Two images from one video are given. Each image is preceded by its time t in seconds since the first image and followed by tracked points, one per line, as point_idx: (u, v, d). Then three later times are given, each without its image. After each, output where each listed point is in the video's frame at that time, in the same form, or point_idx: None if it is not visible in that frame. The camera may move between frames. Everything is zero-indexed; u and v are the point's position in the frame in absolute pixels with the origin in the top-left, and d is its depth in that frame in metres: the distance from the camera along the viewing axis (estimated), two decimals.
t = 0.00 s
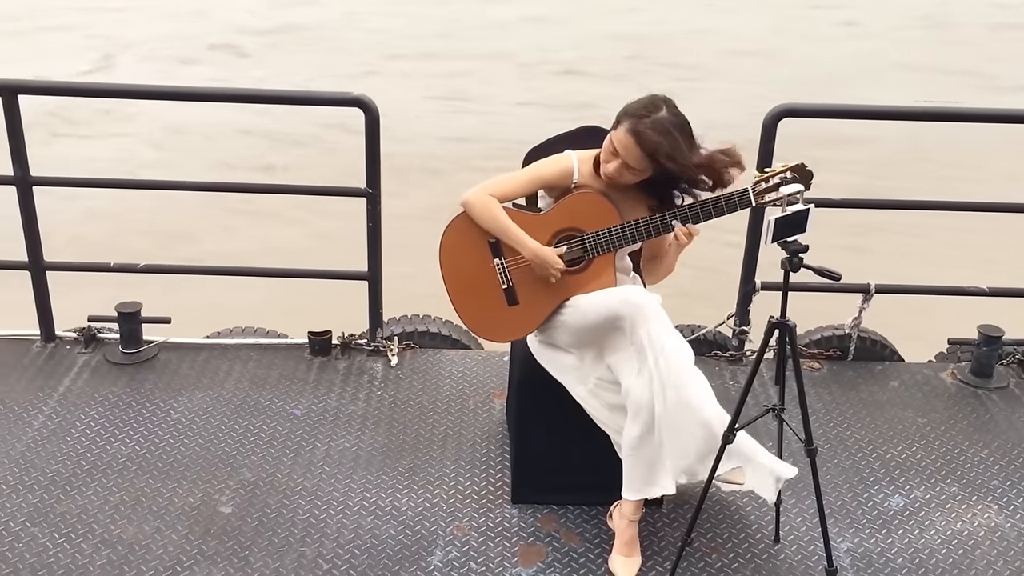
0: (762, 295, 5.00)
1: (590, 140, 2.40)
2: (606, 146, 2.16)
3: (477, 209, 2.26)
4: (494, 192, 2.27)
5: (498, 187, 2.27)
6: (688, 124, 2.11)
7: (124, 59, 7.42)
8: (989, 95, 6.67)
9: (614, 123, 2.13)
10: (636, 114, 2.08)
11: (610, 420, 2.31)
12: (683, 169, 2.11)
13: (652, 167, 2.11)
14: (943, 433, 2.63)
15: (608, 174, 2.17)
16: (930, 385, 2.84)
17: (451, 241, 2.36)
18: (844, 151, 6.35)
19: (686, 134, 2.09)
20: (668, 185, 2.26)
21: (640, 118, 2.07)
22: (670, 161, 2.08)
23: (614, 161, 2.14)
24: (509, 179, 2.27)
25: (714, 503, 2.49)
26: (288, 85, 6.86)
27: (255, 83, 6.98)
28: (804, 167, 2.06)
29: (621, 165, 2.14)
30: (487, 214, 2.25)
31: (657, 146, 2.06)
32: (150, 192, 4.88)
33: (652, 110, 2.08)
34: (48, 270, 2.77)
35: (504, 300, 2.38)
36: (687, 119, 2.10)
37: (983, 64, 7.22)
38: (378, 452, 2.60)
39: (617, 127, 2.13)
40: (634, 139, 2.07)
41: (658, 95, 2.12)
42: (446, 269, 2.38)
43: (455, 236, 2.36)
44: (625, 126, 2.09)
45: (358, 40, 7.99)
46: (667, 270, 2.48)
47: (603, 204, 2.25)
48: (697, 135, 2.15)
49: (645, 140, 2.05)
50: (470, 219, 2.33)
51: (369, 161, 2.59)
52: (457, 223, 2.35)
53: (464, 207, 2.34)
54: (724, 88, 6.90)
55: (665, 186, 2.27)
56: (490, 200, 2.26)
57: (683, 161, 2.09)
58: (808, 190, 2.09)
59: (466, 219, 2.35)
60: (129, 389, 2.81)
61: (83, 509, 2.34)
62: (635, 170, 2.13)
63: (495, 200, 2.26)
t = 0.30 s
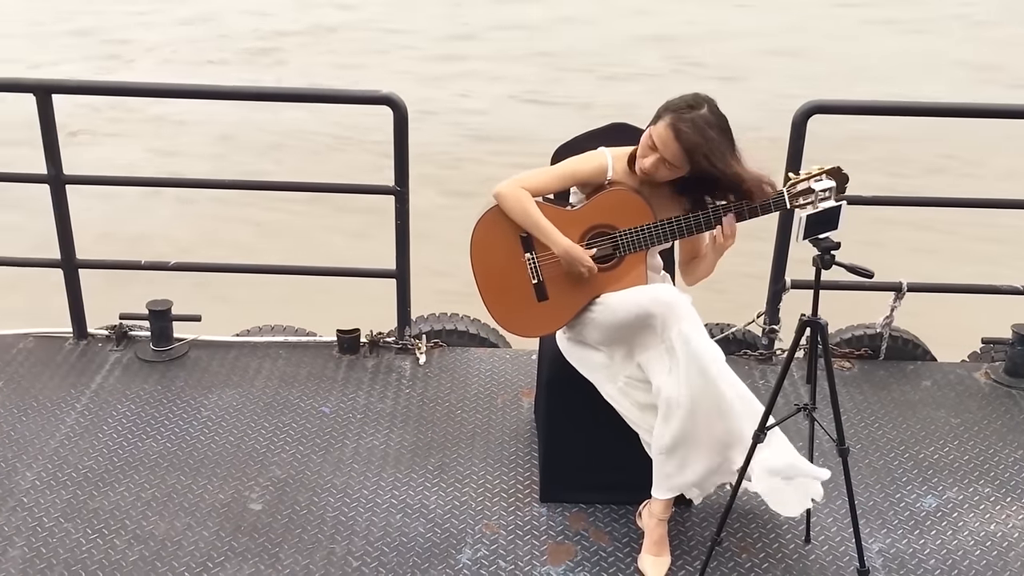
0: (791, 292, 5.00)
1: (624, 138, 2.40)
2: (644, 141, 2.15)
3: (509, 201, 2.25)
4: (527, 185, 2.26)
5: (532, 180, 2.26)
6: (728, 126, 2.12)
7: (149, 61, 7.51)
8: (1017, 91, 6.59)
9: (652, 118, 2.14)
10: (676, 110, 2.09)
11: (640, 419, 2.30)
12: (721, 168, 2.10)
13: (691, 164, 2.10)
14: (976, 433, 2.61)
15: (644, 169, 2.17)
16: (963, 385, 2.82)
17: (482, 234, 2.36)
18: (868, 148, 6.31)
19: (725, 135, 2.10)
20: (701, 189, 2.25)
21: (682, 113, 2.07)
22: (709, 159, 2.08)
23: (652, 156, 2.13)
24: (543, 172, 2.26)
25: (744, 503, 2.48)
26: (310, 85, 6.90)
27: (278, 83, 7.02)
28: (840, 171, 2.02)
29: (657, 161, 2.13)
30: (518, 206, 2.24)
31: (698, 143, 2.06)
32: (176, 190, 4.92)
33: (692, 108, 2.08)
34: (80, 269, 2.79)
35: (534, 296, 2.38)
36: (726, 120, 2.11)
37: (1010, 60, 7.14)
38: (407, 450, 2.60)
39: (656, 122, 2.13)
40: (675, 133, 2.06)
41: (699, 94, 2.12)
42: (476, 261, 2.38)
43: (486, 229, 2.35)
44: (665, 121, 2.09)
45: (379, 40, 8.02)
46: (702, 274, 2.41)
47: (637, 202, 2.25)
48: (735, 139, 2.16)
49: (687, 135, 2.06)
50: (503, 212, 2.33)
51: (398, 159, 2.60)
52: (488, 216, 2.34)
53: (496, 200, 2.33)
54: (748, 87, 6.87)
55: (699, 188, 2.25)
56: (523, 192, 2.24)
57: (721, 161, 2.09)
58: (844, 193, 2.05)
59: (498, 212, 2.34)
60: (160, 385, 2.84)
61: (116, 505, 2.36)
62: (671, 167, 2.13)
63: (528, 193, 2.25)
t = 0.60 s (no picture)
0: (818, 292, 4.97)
1: (647, 138, 2.39)
2: (671, 122, 2.14)
3: (532, 200, 2.25)
4: (549, 183, 2.26)
5: (554, 178, 2.26)
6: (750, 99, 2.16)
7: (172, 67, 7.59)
8: None
9: (675, 102, 2.15)
10: (701, 85, 2.11)
11: (665, 420, 2.30)
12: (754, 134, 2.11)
13: (726, 132, 2.10)
14: (1008, 435, 2.58)
15: (676, 148, 2.13)
16: (995, 385, 2.79)
17: (505, 236, 2.35)
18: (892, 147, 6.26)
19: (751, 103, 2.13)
20: (730, 173, 2.24)
21: (709, 82, 2.10)
22: (744, 123, 2.08)
23: (685, 133, 2.11)
24: (565, 171, 2.25)
25: (772, 504, 2.47)
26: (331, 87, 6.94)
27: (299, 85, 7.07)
28: (866, 165, 2.00)
29: (691, 136, 2.10)
30: (541, 206, 2.24)
31: (732, 105, 2.07)
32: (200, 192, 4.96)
33: (716, 81, 2.12)
34: (109, 269, 2.82)
35: (558, 298, 2.37)
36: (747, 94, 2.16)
37: None
38: (433, 450, 2.61)
39: (681, 102, 2.14)
40: (708, 98, 2.08)
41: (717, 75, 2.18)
42: (500, 264, 2.37)
43: (509, 230, 2.35)
44: (694, 94, 2.11)
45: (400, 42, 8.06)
46: (728, 270, 2.39)
47: (660, 200, 2.24)
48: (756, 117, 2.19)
49: (720, 98, 2.07)
50: (526, 213, 2.32)
51: (423, 160, 2.60)
52: (511, 218, 2.33)
53: (519, 201, 2.33)
54: (769, 86, 6.83)
55: (725, 176, 2.25)
56: (546, 191, 2.25)
57: (754, 125, 2.10)
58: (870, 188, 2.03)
59: (521, 214, 2.33)
60: (188, 385, 2.87)
61: (145, 504, 2.38)
62: (707, 139, 2.11)
63: (551, 192, 2.25)
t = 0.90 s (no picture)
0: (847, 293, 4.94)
1: (666, 140, 2.38)
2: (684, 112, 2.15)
3: (550, 203, 2.24)
4: (568, 187, 2.26)
5: (573, 182, 2.25)
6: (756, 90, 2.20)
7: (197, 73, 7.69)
8: None
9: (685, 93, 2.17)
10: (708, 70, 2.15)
11: (689, 423, 2.27)
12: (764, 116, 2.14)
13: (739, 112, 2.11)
14: None
15: (693, 132, 2.12)
16: None
17: (526, 241, 2.36)
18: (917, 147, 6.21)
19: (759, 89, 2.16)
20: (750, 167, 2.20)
21: (718, 66, 2.13)
22: (754, 103, 2.10)
23: (700, 116, 2.12)
24: (584, 174, 2.25)
25: (799, 507, 2.46)
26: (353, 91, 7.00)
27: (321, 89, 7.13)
28: (889, 160, 1.99)
29: (706, 118, 2.11)
30: (560, 210, 2.24)
31: (743, 85, 2.09)
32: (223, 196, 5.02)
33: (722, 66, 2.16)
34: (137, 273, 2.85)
35: (581, 302, 2.38)
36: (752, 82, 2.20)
37: None
38: (458, 452, 2.62)
39: (691, 91, 2.16)
40: (719, 76, 2.09)
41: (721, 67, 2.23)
42: (521, 269, 2.38)
43: (530, 236, 2.36)
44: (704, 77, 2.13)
45: (421, 46, 8.10)
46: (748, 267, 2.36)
47: (679, 200, 2.23)
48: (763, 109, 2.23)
49: (730, 76, 2.08)
50: (546, 218, 2.32)
51: (446, 164, 2.61)
52: (531, 223, 2.34)
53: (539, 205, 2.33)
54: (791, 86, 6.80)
55: (744, 173, 2.23)
56: (564, 195, 2.24)
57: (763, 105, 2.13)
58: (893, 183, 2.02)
59: (541, 219, 2.34)
60: (215, 387, 2.89)
61: (174, 505, 2.41)
62: (722, 118, 2.11)
63: (569, 196, 2.25)
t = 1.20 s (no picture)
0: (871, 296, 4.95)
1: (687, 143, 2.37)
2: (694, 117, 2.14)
3: (566, 211, 2.25)
4: (585, 196, 2.25)
5: (589, 191, 2.25)
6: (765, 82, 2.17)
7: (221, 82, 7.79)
8: None
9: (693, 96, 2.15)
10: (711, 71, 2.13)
11: (713, 426, 2.26)
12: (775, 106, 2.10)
13: (747, 108, 2.08)
14: None
15: (703, 135, 2.10)
16: None
17: (545, 247, 2.38)
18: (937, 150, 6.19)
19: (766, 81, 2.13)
20: (770, 159, 2.19)
21: (719, 65, 2.11)
22: (761, 95, 2.07)
23: (709, 117, 2.10)
24: (600, 182, 2.25)
25: (824, 511, 2.44)
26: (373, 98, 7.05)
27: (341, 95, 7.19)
28: (910, 158, 1.96)
29: (714, 119, 2.09)
30: (576, 219, 2.24)
31: (746, 81, 2.06)
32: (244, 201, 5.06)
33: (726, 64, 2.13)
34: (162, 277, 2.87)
35: (600, 305, 2.37)
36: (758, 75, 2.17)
37: None
38: (480, 455, 2.63)
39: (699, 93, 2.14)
40: (721, 76, 2.07)
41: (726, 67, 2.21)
42: (541, 275, 2.40)
43: (549, 240, 2.37)
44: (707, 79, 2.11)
45: (441, 54, 8.17)
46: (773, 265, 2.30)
47: (697, 202, 2.21)
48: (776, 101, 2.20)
49: (732, 75, 2.06)
50: (564, 224, 2.33)
51: (469, 167, 2.61)
52: (549, 228, 2.35)
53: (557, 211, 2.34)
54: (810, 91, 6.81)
55: (766, 167, 2.21)
56: (580, 203, 2.24)
57: (771, 96, 2.10)
58: (914, 180, 2.00)
59: (560, 226, 2.34)
60: (239, 390, 2.91)
61: (198, 507, 2.42)
62: (731, 116, 2.08)
63: (585, 204, 2.25)
